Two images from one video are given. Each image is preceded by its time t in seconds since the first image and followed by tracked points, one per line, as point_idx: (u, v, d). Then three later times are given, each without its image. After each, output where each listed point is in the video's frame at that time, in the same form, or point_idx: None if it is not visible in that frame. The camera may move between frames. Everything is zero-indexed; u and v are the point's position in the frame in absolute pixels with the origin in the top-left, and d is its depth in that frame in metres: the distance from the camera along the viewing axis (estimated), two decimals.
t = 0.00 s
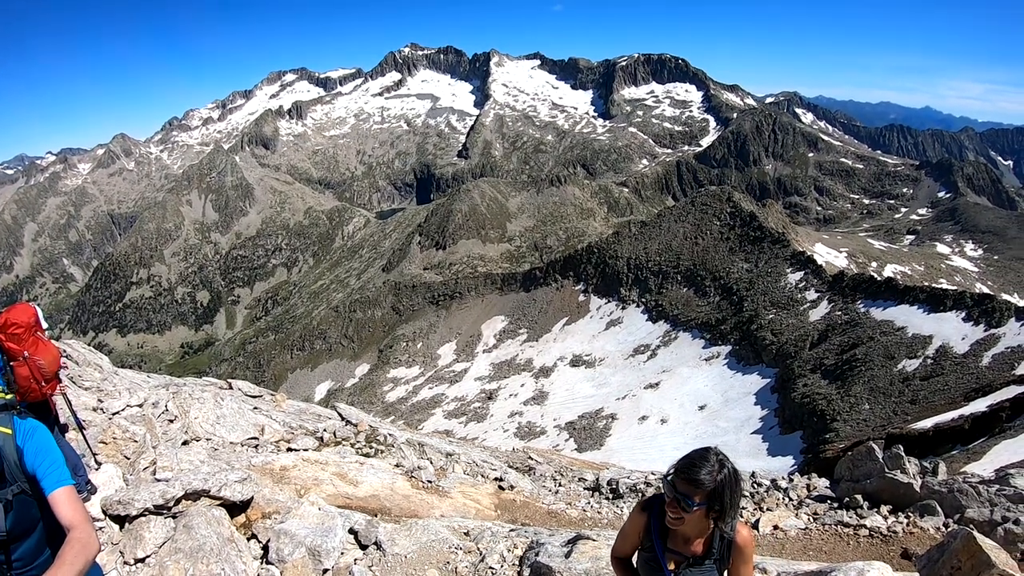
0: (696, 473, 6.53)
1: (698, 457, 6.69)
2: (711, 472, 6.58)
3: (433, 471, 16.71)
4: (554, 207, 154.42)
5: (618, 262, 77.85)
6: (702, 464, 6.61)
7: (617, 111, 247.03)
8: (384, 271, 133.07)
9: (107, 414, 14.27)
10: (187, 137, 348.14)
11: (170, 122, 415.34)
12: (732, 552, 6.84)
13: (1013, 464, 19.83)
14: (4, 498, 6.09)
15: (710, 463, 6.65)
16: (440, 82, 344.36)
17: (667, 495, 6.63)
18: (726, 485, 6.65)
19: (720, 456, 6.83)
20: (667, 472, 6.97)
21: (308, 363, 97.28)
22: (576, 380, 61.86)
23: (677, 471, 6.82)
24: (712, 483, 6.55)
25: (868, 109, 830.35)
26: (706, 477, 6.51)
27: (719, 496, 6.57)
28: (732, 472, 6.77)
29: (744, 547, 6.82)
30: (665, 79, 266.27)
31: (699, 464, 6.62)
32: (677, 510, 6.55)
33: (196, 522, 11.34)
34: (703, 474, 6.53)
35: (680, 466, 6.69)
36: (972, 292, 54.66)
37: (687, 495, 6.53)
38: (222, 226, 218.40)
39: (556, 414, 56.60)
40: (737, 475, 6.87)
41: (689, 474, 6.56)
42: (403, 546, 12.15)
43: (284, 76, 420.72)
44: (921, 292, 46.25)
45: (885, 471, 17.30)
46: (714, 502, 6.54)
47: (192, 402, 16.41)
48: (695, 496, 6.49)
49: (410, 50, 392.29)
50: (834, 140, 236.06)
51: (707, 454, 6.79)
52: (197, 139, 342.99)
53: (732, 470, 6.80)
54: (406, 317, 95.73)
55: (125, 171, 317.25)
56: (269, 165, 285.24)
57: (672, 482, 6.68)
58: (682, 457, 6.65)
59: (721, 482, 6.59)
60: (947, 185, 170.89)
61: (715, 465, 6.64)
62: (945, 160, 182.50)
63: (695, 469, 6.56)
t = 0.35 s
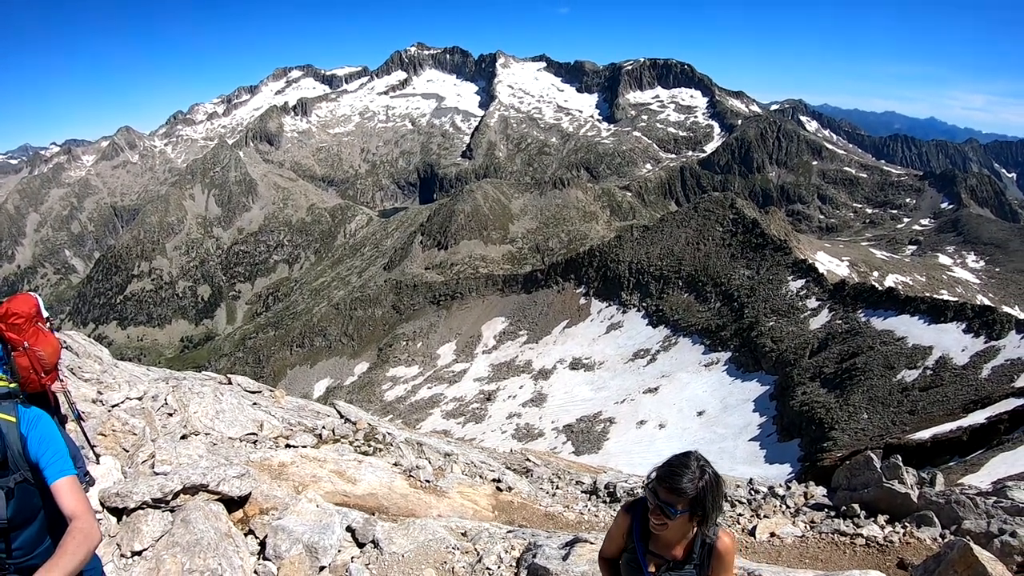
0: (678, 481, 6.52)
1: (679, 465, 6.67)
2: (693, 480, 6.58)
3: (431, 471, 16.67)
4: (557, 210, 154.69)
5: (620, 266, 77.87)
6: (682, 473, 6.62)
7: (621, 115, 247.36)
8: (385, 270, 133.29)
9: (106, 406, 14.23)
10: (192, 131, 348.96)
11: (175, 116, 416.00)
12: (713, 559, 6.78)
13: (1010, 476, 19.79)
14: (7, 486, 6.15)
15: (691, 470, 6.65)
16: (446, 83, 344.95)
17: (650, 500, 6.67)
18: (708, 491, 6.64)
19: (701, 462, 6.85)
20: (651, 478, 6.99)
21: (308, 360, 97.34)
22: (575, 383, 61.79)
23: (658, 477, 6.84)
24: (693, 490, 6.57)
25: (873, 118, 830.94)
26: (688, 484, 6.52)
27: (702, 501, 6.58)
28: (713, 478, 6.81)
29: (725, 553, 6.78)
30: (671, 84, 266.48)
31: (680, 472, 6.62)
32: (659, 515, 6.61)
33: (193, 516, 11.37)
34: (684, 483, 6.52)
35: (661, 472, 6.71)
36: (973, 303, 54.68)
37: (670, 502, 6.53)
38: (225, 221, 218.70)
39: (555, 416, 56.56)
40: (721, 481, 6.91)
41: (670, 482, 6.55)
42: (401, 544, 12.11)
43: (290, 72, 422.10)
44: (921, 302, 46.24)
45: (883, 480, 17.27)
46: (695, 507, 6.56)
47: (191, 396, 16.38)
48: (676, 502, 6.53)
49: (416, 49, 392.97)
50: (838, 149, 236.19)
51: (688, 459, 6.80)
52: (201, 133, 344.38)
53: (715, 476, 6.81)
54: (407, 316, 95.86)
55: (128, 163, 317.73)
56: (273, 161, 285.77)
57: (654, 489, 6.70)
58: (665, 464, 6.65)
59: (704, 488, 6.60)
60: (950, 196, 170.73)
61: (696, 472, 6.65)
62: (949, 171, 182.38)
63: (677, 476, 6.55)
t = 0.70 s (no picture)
0: (672, 486, 6.55)
1: (673, 467, 6.70)
2: (687, 483, 6.59)
3: (437, 470, 16.65)
4: (567, 211, 154.71)
5: (629, 269, 77.76)
6: (678, 476, 6.61)
7: (633, 117, 247.07)
8: (394, 268, 133.63)
9: (114, 398, 14.31)
10: (204, 126, 350.61)
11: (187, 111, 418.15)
12: (705, 560, 6.67)
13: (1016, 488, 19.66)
14: (14, 476, 6.22)
15: (686, 474, 6.64)
16: (458, 82, 345.46)
17: (645, 502, 6.69)
18: (704, 493, 6.67)
19: (695, 466, 6.82)
20: (643, 482, 7.01)
21: (315, 356, 97.58)
22: (581, 386, 61.70)
23: (651, 482, 6.83)
24: (688, 492, 6.58)
25: (886, 125, 826.33)
26: (683, 488, 6.53)
27: (697, 505, 6.61)
28: (709, 480, 6.81)
29: (719, 560, 6.66)
30: (682, 88, 265.95)
31: (675, 476, 6.61)
32: (654, 518, 6.63)
33: (199, 510, 11.39)
34: (678, 487, 6.54)
35: (655, 477, 6.70)
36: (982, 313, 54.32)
37: (665, 507, 6.55)
38: (235, 216, 219.63)
39: (560, 418, 56.50)
40: (717, 484, 6.89)
41: (665, 487, 6.56)
42: (406, 543, 12.08)
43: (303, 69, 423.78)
44: (930, 312, 45.96)
45: (889, 490, 17.16)
46: (690, 511, 6.59)
47: (199, 389, 16.41)
48: (672, 507, 6.54)
49: (429, 48, 393.73)
50: (849, 156, 235.17)
51: (682, 462, 6.78)
52: (213, 128, 346.27)
53: (709, 478, 6.82)
54: (415, 315, 96.10)
55: (140, 157, 319.60)
56: (284, 157, 287.03)
57: (646, 495, 6.71)
58: (658, 468, 6.66)
59: (698, 491, 6.62)
60: (961, 205, 169.57)
61: (690, 476, 6.63)
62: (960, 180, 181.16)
63: (672, 481, 6.54)
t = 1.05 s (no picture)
0: (696, 477, 6.54)
1: (698, 462, 6.66)
2: (713, 477, 6.55)
3: (452, 468, 16.68)
4: (586, 212, 154.45)
5: (647, 271, 77.46)
6: (703, 470, 6.59)
7: (652, 119, 246.21)
8: (412, 266, 134.18)
9: (132, 390, 14.45)
10: (224, 122, 353.98)
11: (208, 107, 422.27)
12: (723, 567, 6.51)
13: None
14: (32, 465, 6.34)
15: (711, 468, 6.63)
16: (478, 82, 346.13)
17: (669, 498, 6.67)
18: (727, 491, 6.61)
19: (719, 463, 6.79)
20: (668, 478, 6.96)
21: (331, 353, 98.14)
22: (597, 387, 61.54)
23: (675, 476, 6.81)
24: (712, 486, 6.54)
25: (907, 130, 816.23)
26: (707, 481, 6.49)
27: (720, 500, 6.60)
28: (731, 477, 6.75)
29: (738, 561, 6.52)
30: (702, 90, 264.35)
31: (700, 469, 6.61)
32: (679, 514, 6.62)
33: (214, 502, 11.47)
34: (704, 479, 6.51)
35: (679, 469, 6.69)
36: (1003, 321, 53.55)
37: (688, 497, 6.54)
38: (255, 212, 221.42)
39: (575, 419, 56.42)
40: (738, 480, 6.85)
41: (689, 477, 6.56)
42: (420, 540, 12.05)
43: (323, 67, 426.64)
44: (949, 319, 45.38)
45: (904, 498, 16.95)
46: (713, 508, 6.56)
47: (216, 383, 16.51)
48: (696, 498, 6.51)
49: (448, 47, 394.52)
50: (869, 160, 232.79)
51: (708, 458, 6.74)
52: (234, 125, 349.42)
53: (733, 476, 6.74)
54: (432, 313, 96.45)
55: (161, 152, 323.33)
56: (304, 154, 289.19)
57: (671, 485, 6.69)
58: (684, 460, 6.64)
59: (722, 486, 6.59)
60: (982, 211, 167.31)
61: (715, 470, 6.61)
62: (982, 187, 178.73)
63: (697, 473, 6.53)
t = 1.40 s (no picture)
0: (746, 484, 6.56)
1: (747, 470, 6.68)
2: (761, 485, 6.60)
3: (466, 466, 16.72)
4: (603, 212, 154.24)
5: (663, 272, 77.28)
6: (753, 478, 6.60)
7: (670, 119, 245.38)
8: (428, 264, 134.50)
9: (148, 383, 14.62)
10: (242, 119, 356.84)
11: (227, 103, 425.93)
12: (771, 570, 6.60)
13: None
14: (51, 456, 6.43)
15: (761, 476, 6.64)
16: (495, 81, 346.27)
17: (718, 507, 6.72)
18: (776, 496, 6.65)
19: (768, 470, 6.81)
20: (715, 485, 7.00)
21: (346, 349, 98.78)
22: (610, 387, 61.44)
23: (723, 485, 6.85)
24: (763, 493, 6.58)
25: (926, 134, 806.88)
26: (757, 488, 6.53)
27: (771, 506, 6.61)
28: (780, 481, 6.78)
29: (789, 567, 6.61)
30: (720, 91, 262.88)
31: (749, 476, 6.63)
32: (730, 523, 6.65)
33: (229, 496, 11.57)
34: (754, 487, 6.53)
35: (727, 477, 6.73)
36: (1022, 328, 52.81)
37: (739, 506, 6.55)
38: (272, 209, 223.17)
39: (589, 419, 56.38)
40: (786, 488, 6.85)
41: (739, 486, 6.58)
42: (433, 538, 12.05)
43: (342, 64, 429.11)
44: (967, 324, 44.82)
45: (918, 504, 16.75)
46: (764, 514, 6.59)
47: (232, 377, 16.65)
48: (747, 507, 6.54)
49: (467, 46, 394.54)
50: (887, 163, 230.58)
51: (755, 466, 6.77)
52: (251, 121, 352.08)
53: (779, 483, 6.79)
54: (448, 311, 96.94)
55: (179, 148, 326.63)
56: (321, 151, 290.77)
57: (720, 493, 6.74)
58: (733, 469, 6.66)
59: (771, 493, 6.62)
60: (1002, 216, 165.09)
61: (764, 478, 6.64)
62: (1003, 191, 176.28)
63: (746, 481, 6.57)
